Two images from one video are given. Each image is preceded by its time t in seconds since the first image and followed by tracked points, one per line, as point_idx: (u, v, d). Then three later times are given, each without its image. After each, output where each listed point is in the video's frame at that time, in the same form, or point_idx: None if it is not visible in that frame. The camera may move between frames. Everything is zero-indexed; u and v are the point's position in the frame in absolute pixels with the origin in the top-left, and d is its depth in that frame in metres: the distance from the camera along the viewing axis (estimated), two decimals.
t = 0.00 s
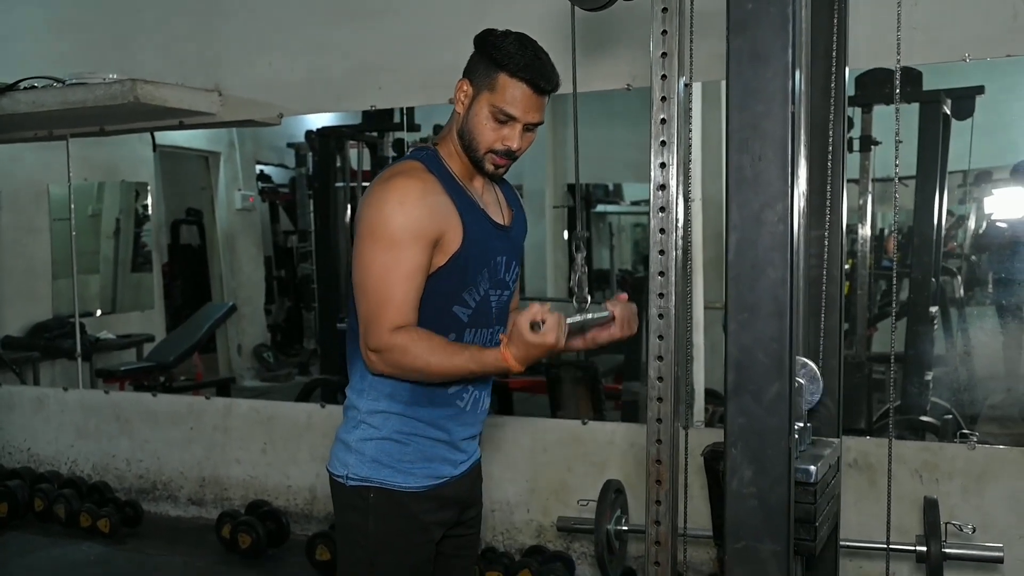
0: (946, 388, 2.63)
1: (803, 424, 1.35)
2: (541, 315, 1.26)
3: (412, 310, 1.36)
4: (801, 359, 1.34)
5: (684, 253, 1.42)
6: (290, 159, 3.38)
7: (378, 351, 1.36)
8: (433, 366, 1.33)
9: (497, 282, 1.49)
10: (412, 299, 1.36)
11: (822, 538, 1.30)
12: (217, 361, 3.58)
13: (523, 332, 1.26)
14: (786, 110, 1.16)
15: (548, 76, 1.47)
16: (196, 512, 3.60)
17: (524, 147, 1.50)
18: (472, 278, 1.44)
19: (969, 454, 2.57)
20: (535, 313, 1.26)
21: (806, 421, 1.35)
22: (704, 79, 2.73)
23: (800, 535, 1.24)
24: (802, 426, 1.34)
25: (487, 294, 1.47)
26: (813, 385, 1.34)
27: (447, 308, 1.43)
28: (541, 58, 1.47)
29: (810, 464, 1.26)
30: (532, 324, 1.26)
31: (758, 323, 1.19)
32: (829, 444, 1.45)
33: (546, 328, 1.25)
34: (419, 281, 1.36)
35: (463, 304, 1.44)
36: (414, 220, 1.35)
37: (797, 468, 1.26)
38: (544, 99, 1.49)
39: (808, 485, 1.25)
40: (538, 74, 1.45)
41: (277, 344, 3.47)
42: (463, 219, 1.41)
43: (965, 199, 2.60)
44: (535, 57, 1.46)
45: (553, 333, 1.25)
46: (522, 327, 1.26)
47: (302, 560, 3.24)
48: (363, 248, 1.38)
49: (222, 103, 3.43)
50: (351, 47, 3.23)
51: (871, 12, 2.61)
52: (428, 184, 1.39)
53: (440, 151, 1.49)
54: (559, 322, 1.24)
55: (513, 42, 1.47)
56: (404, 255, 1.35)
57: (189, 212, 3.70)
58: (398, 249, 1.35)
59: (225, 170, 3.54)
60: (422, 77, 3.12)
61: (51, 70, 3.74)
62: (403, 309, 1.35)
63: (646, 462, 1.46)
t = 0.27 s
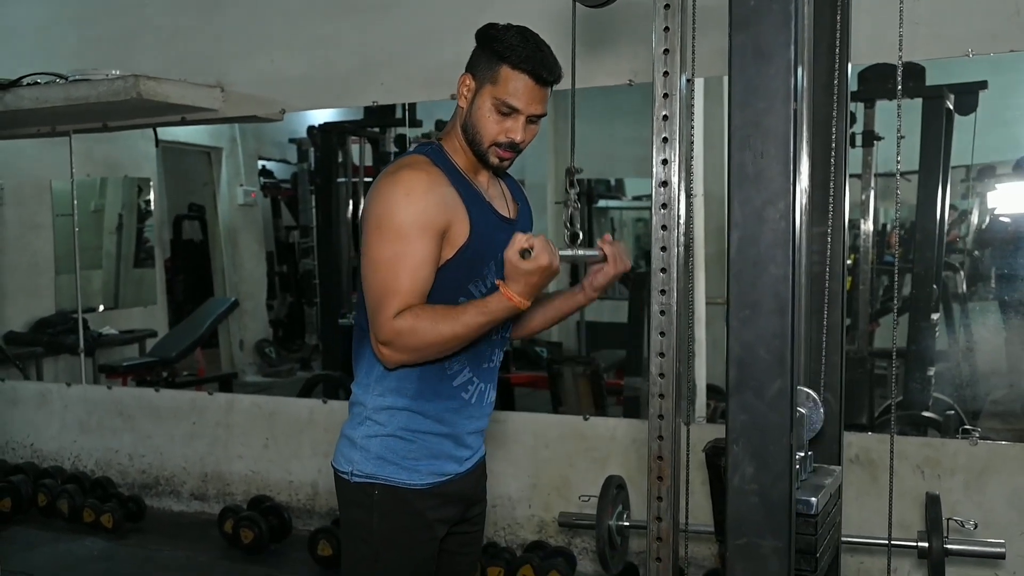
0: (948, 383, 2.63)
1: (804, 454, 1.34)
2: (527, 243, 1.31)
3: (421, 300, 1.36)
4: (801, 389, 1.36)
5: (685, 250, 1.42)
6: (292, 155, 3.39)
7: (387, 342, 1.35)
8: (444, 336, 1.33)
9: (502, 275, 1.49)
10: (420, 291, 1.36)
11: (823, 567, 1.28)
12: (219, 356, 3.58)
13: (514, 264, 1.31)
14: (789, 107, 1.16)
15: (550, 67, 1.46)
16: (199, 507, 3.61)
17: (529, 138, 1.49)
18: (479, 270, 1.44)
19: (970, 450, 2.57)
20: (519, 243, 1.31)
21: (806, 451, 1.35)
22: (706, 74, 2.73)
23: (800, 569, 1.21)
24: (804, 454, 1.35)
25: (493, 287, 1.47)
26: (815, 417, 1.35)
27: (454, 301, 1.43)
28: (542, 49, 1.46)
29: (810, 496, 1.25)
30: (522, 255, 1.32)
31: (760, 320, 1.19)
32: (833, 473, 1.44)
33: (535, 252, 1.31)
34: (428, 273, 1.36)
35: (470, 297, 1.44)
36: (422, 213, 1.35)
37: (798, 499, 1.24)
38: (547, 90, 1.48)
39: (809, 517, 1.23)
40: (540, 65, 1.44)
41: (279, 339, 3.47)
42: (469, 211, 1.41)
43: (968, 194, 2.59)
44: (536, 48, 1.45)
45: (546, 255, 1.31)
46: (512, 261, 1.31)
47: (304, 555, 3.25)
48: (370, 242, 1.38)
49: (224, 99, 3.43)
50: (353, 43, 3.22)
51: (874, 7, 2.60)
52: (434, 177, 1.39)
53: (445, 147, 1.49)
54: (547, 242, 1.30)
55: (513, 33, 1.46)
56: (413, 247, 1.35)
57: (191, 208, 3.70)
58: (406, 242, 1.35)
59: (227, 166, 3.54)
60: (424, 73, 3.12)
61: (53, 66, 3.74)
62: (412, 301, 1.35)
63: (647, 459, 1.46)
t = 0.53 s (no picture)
0: (948, 378, 2.63)
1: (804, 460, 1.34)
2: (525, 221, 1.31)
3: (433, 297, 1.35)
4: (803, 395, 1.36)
5: (686, 246, 1.42)
6: (292, 150, 3.38)
7: (397, 336, 1.35)
8: (453, 327, 1.32)
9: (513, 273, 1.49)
10: (432, 286, 1.36)
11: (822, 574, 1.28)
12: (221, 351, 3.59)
13: (512, 241, 1.31)
14: (789, 105, 1.16)
15: (556, 59, 1.45)
16: (200, 502, 3.62)
17: (537, 133, 1.48)
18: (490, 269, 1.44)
19: (971, 445, 2.59)
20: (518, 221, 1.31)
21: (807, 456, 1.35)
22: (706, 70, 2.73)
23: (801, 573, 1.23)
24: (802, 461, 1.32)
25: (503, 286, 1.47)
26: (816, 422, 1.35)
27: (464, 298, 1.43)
28: (548, 42, 1.46)
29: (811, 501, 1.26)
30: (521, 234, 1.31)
31: (759, 317, 1.19)
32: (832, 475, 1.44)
33: (534, 230, 1.31)
34: (441, 268, 1.36)
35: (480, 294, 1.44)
36: (435, 208, 1.35)
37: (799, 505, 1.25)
38: (554, 82, 1.47)
39: (809, 522, 1.25)
40: (545, 57, 1.43)
41: (280, 334, 3.47)
42: (482, 208, 1.41)
43: (970, 187, 2.58)
44: (542, 41, 1.45)
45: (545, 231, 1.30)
46: (512, 240, 1.31)
47: (306, 550, 3.26)
48: (383, 237, 1.38)
49: (225, 94, 3.43)
50: (354, 38, 3.22)
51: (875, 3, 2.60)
52: (447, 174, 1.39)
53: (455, 144, 1.49)
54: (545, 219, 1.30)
55: (520, 29, 1.46)
56: (425, 242, 1.35)
57: (192, 202, 3.67)
58: (419, 239, 1.34)
59: (229, 161, 3.53)
60: (425, 68, 3.12)
61: (54, 61, 3.74)
62: (424, 296, 1.35)
63: (648, 455, 1.46)
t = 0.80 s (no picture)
0: (948, 374, 2.65)
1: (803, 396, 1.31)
2: (560, 348, 1.32)
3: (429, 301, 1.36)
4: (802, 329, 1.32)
5: (686, 244, 1.42)
6: (293, 144, 3.42)
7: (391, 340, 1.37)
8: (448, 372, 1.35)
9: (513, 278, 1.48)
10: (428, 289, 1.36)
11: (822, 507, 1.27)
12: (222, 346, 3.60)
13: (538, 362, 1.32)
14: (789, 104, 1.16)
15: (560, 60, 1.46)
16: (201, 498, 3.63)
17: (544, 133, 1.49)
18: (487, 271, 1.43)
19: (970, 442, 2.57)
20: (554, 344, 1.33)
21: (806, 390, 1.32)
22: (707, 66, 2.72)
23: (801, 503, 1.21)
24: (804, 396, 1.30)
25: (501, 290, 1.46)
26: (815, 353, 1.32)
27: (460, 300, 1.43)
28: (552, 43, 1.46)
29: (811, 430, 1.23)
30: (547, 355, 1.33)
31: (758, 317, 1.19)
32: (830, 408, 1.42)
33: (561, 361, 1.31)
34: (437, 271, 1.36)
35: (476, 297, 1.44)
36: (433, 210, 1.36)
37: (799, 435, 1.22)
38: (559, 82, 1.48)
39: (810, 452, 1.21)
40: (550, 58, 1.44)
41: (282, 329, 3.49)
42: (481, 211, 1.41)
43: (970, 183, 2.60)
44: (546, 42, 1.45)
45: (567, 367, 1.31)
46: (537, 356, 1.32)
47: (307, 546, 3.27)
48: (382, 234, 1.39)
49: (225, 90, 3.42)
50: (354, 35, 3.22)
51: None
52: (448, 176, 1.40)
53: (460, 144, 1.49)
54: (577, 358, 1.30)
55: (523, 29, 1.47)
56: (422, 245, 1.35)
57: (192, 197, 3.78)
58: (417, 239, 1.35)
59: (230, 156, 3.57)
60: (425, 65, 3.11)
61: (55, 57, 3.74)
62: (419, 298, 1.35)
63: (648, 452, 1.46)
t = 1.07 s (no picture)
0: (947, 368, 2.65)
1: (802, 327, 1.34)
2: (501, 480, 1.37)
3: (413, 299, 1.37)
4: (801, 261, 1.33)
5: (684, 241, 1.43)
6: (292, 139, 3.39)
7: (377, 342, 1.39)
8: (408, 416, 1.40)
9: (497, 268, 1.49)
10: (413, 286, 1.37)
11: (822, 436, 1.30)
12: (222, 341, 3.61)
13: (475, 481, 1.37)
14: (787, 105, 1.17)
15: (542, 66, 1.46)
16: (203, 492, 3.64)
17: (521, 134, 1.50)
18: (472, 261, 1.44)
19: (969, 437, 2.60)
20: (499, 475, 1.37)
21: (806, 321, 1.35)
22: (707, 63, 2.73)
23: (801, 430, 1.25)
24: (804, 327, 1.33)
25: (487, 280, 1.47)
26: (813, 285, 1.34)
27: (446, 292, 1.44)
28: (535, 46, 1.45)
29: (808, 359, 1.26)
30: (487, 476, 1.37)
31: (756, 315, 1.20)
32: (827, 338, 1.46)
33: (494, 492, 1.36)
34: (422, 267, 1.37)
35: (463, 288, 1.45)
36: (415, 207, 1.36)
37: (797, 363, 1.25)
38: (539, 87, 1.48)
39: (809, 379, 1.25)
40: (532, 63, 1.44)
41: (282, 323, 3.49)
42: (461, 204, 1.42)
43: (970, 177, 2.59)
44: (529, 45, 1.44)
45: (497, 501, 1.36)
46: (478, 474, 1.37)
47: (308, 540, 3.28)
48: (366, 229, 1.40)
49: (225, 85, 3.44)
50: (354, 30, 3.22)
51: None
52: (427, 171, 1.40)
53: (438, 139, 1.50)
54: (506, 497, 1.35)
55: (507, 29, 1.45)
56: (406, 243, 1.36)
57: (192, 191, 3.73)
58: (401, 234, 1.36)
59: (229, 150, 3.54)
60: (425, 61, 3.12)
61: (54, 51, 3.74)
62: (405, 296, 1.36)
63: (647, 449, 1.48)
